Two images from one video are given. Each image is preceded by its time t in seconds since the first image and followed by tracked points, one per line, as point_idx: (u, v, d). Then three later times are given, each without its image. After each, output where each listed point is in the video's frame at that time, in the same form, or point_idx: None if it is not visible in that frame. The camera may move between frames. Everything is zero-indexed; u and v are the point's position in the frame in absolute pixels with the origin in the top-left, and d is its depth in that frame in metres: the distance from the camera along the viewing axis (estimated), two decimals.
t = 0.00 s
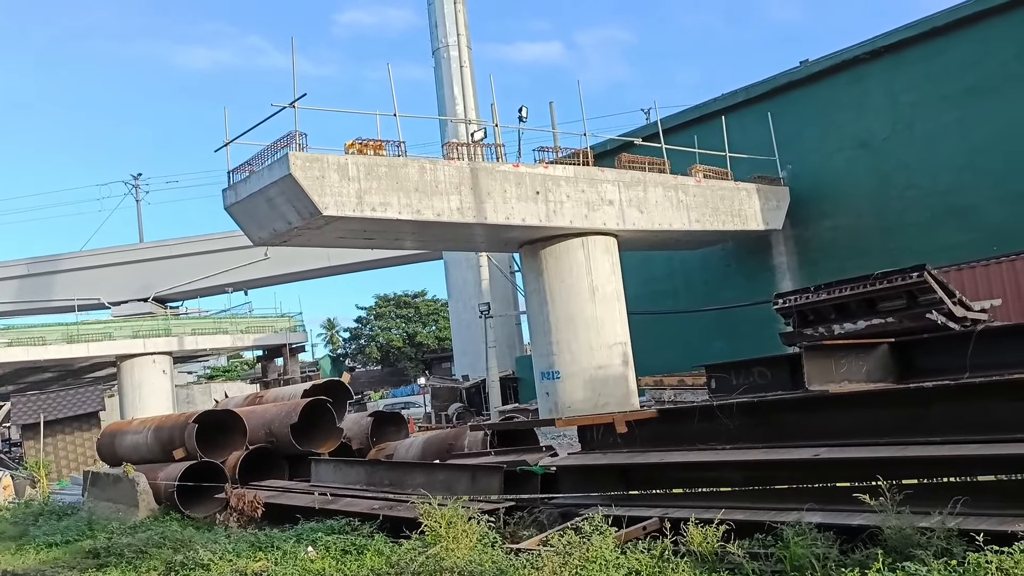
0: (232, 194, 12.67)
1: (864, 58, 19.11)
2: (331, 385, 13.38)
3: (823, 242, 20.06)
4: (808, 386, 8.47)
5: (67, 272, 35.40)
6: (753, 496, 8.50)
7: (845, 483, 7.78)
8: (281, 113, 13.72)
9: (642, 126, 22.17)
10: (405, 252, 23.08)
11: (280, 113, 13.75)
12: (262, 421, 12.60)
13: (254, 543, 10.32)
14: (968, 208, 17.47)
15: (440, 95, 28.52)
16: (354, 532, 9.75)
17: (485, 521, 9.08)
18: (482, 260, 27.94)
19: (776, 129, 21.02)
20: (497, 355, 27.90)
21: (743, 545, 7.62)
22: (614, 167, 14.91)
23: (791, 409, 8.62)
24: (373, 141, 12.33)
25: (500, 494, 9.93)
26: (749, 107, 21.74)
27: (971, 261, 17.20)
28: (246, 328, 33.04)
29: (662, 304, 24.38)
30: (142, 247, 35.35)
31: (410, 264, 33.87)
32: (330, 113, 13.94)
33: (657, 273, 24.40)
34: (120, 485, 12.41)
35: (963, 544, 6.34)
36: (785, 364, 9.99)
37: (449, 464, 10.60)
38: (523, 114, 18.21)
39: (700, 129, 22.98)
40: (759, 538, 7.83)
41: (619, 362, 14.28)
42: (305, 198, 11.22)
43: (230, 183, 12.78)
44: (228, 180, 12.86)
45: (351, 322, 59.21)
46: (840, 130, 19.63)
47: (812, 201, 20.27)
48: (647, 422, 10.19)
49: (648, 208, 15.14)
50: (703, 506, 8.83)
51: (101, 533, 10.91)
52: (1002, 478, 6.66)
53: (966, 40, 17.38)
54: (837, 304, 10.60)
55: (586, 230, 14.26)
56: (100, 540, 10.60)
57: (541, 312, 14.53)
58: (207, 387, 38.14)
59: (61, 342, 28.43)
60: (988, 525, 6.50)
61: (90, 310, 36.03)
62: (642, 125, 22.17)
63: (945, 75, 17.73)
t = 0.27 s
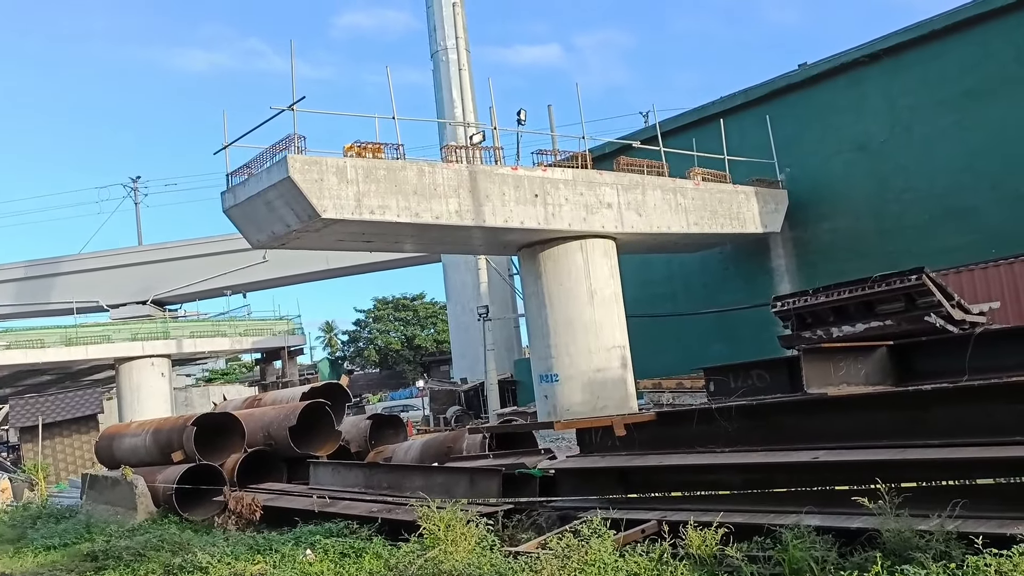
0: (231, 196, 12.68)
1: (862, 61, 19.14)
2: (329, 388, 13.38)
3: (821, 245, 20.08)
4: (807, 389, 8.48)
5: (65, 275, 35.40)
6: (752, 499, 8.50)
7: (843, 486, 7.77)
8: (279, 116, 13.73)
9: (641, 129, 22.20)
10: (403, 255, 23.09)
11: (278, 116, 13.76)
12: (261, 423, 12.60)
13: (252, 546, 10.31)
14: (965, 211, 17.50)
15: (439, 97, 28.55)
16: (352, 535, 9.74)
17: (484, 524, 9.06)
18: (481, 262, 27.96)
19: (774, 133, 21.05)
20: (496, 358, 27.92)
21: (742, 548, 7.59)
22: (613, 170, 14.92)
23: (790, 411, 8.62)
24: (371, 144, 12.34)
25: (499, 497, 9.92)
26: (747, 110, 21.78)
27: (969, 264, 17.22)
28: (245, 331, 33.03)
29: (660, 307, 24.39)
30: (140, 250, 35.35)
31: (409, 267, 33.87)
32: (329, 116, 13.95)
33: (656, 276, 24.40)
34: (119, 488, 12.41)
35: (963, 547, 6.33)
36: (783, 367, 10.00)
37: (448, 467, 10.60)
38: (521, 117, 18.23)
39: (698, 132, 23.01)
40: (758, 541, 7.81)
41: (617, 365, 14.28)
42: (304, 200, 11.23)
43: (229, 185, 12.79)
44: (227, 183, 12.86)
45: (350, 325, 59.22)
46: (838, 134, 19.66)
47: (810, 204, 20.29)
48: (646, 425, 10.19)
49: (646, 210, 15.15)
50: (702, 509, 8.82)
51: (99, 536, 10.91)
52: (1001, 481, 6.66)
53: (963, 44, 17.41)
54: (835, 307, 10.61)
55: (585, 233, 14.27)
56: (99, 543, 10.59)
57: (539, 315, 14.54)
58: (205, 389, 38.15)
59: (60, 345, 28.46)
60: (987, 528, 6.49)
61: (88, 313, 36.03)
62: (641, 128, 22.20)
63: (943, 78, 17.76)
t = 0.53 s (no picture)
0: (230, 199, 12.68)
1: (861, 63, 19.16)
2: (329, 390, 13.39)
3: (820, 247, 20.09)
4: (807, 391, 8.48)
5: (64, 277, 35.41)
6: (751, 501, 8.49)
7: (843, 488, 7.77)
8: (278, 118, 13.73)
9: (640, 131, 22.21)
10: (402, 257, 23.09)
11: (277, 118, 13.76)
12: (259, 426, 12.60)
13: (252, 549, 10.30)
14: (964, 213, 17.50)
15: (438, 99, 28.57)
16: (351, 538, 9.74)
17: (483, 526, 9.06)
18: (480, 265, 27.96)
19: (774, 135, 21.06)
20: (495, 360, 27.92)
21: (741, 550, 7.58)
22: (612, 173, 14.92)
23: (789, 414, 8.63)
24: (371, 146, 12.35)
25: (498, 500, 9.91)
26: (745, 112, 21.80)
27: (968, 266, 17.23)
28: (244, 333, 33.01)
29: (660, 309, 24.39)
30: (140, 252, 35.36)
31: (408, 269, 33.87)
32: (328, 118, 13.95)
33: (655, 278, 24.40)
34: (118, 490, 12.42)
35: (962, 549, 6.33)
36: (783, 369, 10.00)
37: (447, 469, 10.60)
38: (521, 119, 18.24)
39: (697, 134, 23.03)
40: (757, 543, 7.81)
41: (616, 368, 14.28)
42: (303, 203, 11.23)
43: (228, 188, 12.80)
44: (226, 185, 12.86)
45: (349, 327, 59.21)
46: (837, 135, 19.67)
47: (809, 206, 20.30)
48: (645, 427, 10.19)
49: (645, 213, 15.16)
50: (701, 511, 8.81)
51: (98, 538, 10.91)
52: (1001, 483, 6.66)
53: (962, 46, 17.42)
54: (834, 309, 10.61)
55: (584, 235, 14.27)
56: (98, 545, 10.58)
57: (539, 317, 14.54)
58: (204, 392, 38.14)
59: (58, 348, 28.45)
60: (987, 530, 6.49)
61: (87, 315, 36.03)
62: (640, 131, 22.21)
63: (942, 80, 17.77)
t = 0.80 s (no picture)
0: (230, 202, 12.69)
1: (860, 66, 19.17)
2: (328, 393, 13.39)
3: (819, 250, 20.09)
4: (806, 394, 8.48)
5: (64, 280, 35.43)
6: (750, 503, 8.48)
7: (842, 491, 7.75)
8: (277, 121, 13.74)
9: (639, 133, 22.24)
10: (400, 260, 23.10)
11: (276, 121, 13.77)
12: (258, 429, 12.59)
13: (251, 552, 10.29)
14: (963, 216, 17.51)
15: (437, 102, 28.61)
16: (350, 540, 9.73)
17: (482, 529, 9.05)
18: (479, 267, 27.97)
19: (772, 137, 21.07)
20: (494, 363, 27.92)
21: (740, 553, 7.57)
22: (611, 175, 14.94)
23: (787, 416, 8.63)
24: (370, 148, 12.36)
25: (497, 502, 9.91)
26: (744, 115, 21.82)
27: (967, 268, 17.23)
28: (243, 336, 33.02)
29: (659, 312, 24.39)
30: (139, 255, 35.38)
31: (407, 272, 33.89)
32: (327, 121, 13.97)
33: (655, 281, 24.41)
34: (117, 493, 12.42)
35: (961, 552, 6.32)
36: (782, 372, 10.00)
37: (446, 472, 10.59)
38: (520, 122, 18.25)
39: (695, 137, 23.05)
40: (756, 546, 7.79)
41: (615, 370, 14.28)
42: (301, 206, 11.23)
43: (227, 191, 12.81)
44: (225, 188, 12.87)
45: (348, 330, 59.22)
46: (836, 138, 19.69)
47: (808, 209, 20.31)
48: (644, 430, 10.19)
49: (644, 215, 15.17)
50: (700, 514, 8.80)
51: (97, 541, 10.91)
52: (1000, 486, 6.65)
53: (961, 48, 17.44)
54: (833, 311, 10.59)
55: (582, 238, 14.28)
56: (96, 548, 10.57)
57: (538, 320, 14.54)
58: (203, 394, 38.13)
59: (57, 350, 28.38)
60: (986, 533, 6.48)
61: (86, 318, 36.03)
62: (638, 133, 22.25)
63: (941, 83, 17.78)
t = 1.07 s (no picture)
0: (228, 204, 12.69)
1: (859, 69, 19.18)
2: (327, 396, 13.39)
3: (818, 252, 20.08)
4: (805, 397, 8.46)
5: (63, 283, 35.44)
6: (750, 506, 8.47)
7: (842, 494, 7.74)
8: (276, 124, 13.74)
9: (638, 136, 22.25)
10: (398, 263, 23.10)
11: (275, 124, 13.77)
12: (257, 432, 12.58)
13: (249, 555, 10.28)
14: (962, 218, 17.51)
15: (436, 105, 28.62)
16: (349, 543, 9.72)
17: (481, 532, 9.04)
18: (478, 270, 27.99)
19: (771, 140, 21.08)
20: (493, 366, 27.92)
21: (739, 556, 7.55)
22: (609, 178, 14.94)
23: (786, 419, 8.62)
24: (369, 151, 12.38)
25: (496, 505, 9.90)
26: (743, 117, 21.83)
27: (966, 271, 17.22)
28: (242, 339, 33.05)
29: (658, 314, 24.39)
30: (139, 258, 35.39)
31: (406, 275, 33.90)
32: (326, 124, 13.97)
33: (654, 284, 24.41)
34: (115, 496, 12.42)
35: (961, 554, 6.31)
36: (781, 375, 10.00)
37: (445, 474, 10.58)
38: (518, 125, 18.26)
39: (694, 140, 23.06)
40: (755, 549, 7.78)
41: (614, 373, 14.28)
42: (300, 208, 11.24)
43: (226, 193, 12.81)
44: (224, 191, 12.88)
45: (347, 333, 59.21)
46: (835, 141, 19.70)
47: (807, 212, 20.31)
48: (643, 433, 10.18)
49: (643, 218, 15.17)
50: (699, 517, 8.79)
51: (96, 544, 10.90)
52: (999, 489, 6.64)
53: (959, 51, 17.46)
54: (832, 314, 10.59)
55: (581, 240, 14.28)
56: (95, 551, 10.56)
57: (537, 323, 14.54)
58: (202, 397, 38.11)
59: (57, 353, 28.36)
60: (985, 535, 6.48)
61: (86, 321, 36.03)
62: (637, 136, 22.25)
63: (940, 86, 17.79)
